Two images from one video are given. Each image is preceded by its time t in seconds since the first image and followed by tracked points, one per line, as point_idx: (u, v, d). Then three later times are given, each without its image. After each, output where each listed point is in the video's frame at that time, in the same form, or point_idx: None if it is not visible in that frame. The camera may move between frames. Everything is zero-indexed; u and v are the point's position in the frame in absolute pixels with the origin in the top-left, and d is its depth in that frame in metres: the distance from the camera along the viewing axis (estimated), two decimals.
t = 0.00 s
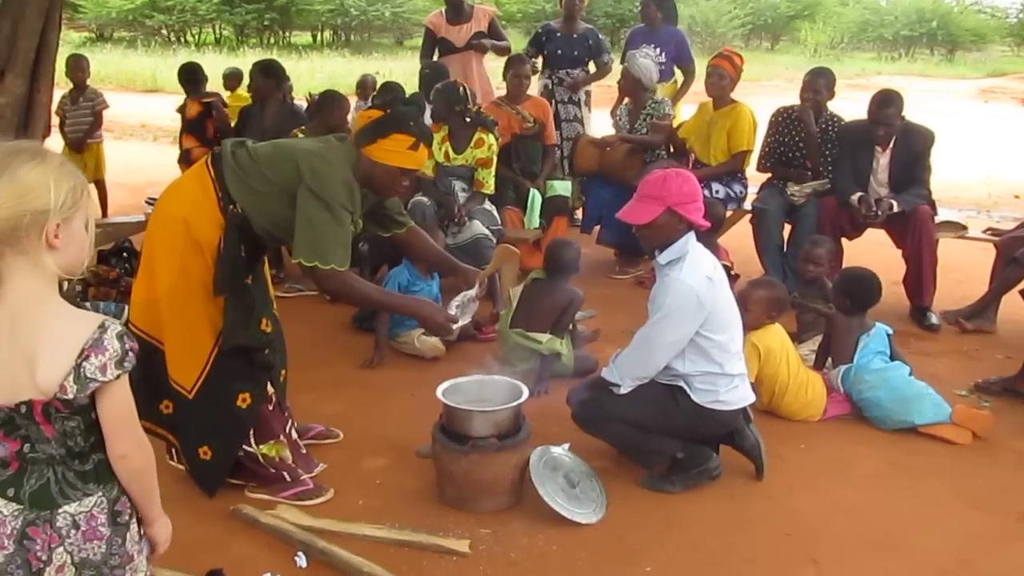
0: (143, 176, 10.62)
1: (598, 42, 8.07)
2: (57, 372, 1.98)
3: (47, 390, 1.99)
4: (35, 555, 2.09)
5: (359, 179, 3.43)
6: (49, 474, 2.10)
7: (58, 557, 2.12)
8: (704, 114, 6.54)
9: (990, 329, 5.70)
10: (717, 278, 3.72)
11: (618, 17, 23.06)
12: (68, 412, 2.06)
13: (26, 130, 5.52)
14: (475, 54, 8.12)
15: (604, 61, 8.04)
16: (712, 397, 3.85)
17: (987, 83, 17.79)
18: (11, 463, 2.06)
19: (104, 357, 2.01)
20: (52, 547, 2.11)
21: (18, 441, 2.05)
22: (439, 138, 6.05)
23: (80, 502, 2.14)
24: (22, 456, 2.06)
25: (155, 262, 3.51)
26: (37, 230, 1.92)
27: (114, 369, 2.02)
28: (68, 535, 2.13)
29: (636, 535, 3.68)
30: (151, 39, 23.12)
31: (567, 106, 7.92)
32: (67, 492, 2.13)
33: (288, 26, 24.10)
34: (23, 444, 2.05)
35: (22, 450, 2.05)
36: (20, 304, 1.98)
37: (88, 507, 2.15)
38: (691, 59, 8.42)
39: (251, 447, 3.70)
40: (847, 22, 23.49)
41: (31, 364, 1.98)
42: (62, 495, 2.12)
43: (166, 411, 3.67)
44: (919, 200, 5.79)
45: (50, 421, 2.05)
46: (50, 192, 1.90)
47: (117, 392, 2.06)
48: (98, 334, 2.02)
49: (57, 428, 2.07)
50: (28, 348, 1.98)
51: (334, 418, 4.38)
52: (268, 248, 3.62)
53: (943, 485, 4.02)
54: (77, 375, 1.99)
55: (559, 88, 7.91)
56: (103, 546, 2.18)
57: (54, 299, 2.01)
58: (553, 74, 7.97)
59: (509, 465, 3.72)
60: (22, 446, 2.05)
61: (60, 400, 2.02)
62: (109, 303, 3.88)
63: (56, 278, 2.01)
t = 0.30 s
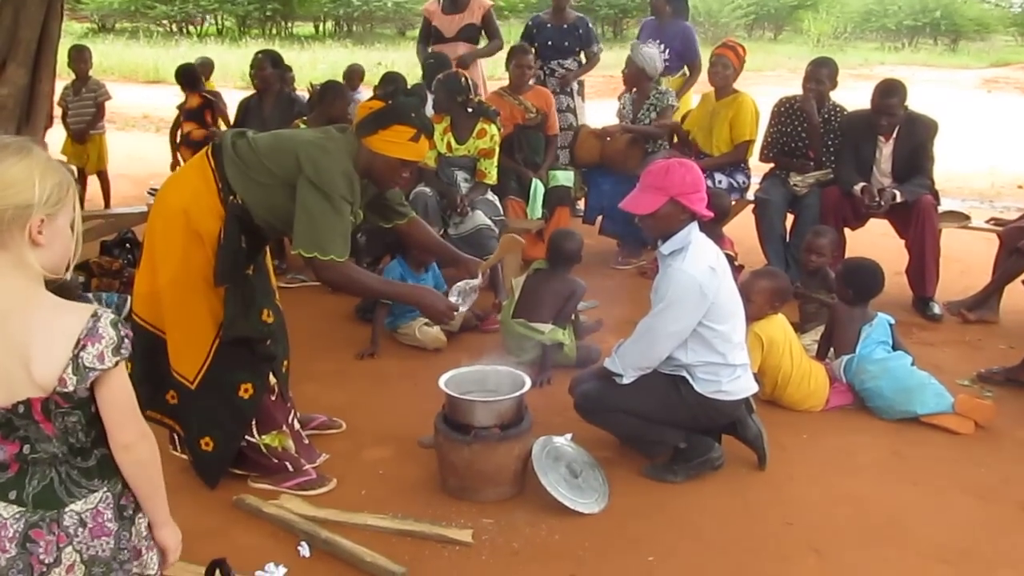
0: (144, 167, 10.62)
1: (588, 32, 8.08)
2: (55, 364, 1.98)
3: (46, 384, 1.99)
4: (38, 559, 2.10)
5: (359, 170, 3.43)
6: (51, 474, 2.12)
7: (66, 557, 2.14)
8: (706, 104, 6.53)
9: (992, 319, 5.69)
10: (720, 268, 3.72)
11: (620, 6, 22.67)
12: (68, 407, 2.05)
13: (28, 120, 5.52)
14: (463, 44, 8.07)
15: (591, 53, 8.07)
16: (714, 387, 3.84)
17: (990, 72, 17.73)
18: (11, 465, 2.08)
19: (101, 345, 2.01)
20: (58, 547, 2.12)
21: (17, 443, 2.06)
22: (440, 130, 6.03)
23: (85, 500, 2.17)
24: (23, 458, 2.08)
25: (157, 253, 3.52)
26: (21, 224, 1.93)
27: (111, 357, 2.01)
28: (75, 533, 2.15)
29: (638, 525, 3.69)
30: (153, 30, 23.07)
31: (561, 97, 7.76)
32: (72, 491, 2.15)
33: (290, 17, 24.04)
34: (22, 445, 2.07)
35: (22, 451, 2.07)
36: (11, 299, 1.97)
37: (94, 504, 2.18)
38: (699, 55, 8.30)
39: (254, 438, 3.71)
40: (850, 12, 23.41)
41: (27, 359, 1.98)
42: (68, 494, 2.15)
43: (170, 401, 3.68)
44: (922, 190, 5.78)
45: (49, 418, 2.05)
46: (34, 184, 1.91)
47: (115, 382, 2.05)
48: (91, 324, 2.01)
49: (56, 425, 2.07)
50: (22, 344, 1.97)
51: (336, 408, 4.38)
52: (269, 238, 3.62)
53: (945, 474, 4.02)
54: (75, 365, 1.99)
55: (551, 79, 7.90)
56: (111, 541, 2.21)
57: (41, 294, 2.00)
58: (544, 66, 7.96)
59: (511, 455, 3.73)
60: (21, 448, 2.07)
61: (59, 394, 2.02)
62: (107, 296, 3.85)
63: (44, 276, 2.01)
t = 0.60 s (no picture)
0: (146, 158, 10.62)
1: (583, 20, 8.06)
2: (53, 360, 2.00)
3: (45, 378, 2.00)
4: (41, 547, 2.11)
5: (359, 159, 3.44)
6: (53, 463, 2.13)
7: (69, 544, 2.16)
8: (708, 96, 6.51)
9: (995, 311, 5.69)
10: (723, 258, 3.72)
11: None
12: (68, 400, 2.06)
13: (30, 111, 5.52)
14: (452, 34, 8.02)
15: (587, 42, 8.07)
16: (716, 377, 3.85)
17: (994, 64, 17.68)
18: (14, 455, 2.09)
19: (100, 339, 2.02)
20: (61, 535, 2.14)
21: (19, 434, 2.08)
22: (442, 120, 6.01)
23: (87, 489, 2.18)
24: (26, 448, 2.09)
25: (157, 244, 3.53)
26: (15, 216, 1.93)
27: (110, 351, 2.02)
28: (77, 522, 2.17)
29: (640, 515, 3.70)
30: (155, 21, 23.02)
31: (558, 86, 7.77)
32: (75, 480, 2.16)
33: (292, 8, 23.99)
34: (24, 436, 2.08)
35: (25, 441, 2.08)
36: (8, 292, 1.98)
37: (96, 493, 2.19)
38: (703, 47, 8.30)
39: (255, 428, 3.71)
40: (853, 4, 23.35)
41: (24, 353, 1.98)
42: (71, 483, 2.16)
43: (170, 392, 3.69)
44: (926, 181, 5.78)
45: (49, 410, 2.05)
46: (30, 174, 1.92)
47: (115, 374, 2.06)
48: (90, 318, 2.02)
49: (57, 417, 2.08)
50: (20, 339, 1.98)
51: (337, 398, 4.39)
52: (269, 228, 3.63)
53: (947, 465, 4.02)
54: (74, 360, 2.00)
55: (548, 69, 7.89)
56: (114, 529, 2.23)
57: (38, 288, 2.01)
58: (542, 56, 7.95)
59: (513, 445, 3.73)
60: (23, 439, 2.08)
61: (59, 388, 2.03)
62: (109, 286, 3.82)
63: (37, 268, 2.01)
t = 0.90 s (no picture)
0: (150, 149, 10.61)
1: (584, 14, 8.06)
2: (57, 355, 1.99)
3: (49, 372, 2.00)
4: (51, 534, 2.16)
5: (362, 151, 3.43)
6: (62, 453, 2.15)
7: (77, 533, 2.19)
8: (712, 87, 6.53)
9: (998, 301, 5.69)
10: (726, 250, 3.72)
11: None
12: (73, 393, 2.09)
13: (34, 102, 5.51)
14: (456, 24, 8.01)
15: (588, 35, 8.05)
16: (720, 368, 3.85)
17: (999, 54, 17.62)
18: (23, 444, 2.12)
19: (103, 334, 2.01)
20: (69, 524, 2.17)
21: (27, 424, 2.11)
22: (446, 111, 6.04)
23: (96, 478, 2.20)
24: (34, 438, 2.12)
25: (161, 235, 3.54)
26: (21, 209, 1.93)
27: (114, 346, 2.01)
28: (86, 511, 2.20)
29: (644, 506, 3.70)
30: (157, 11, 22.95)
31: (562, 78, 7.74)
32: (84, 469, 2.18)
33: None
34: (32, 426, 2.11)
35: (33, 432, 2.11)
36: (13, 286, 1.98)
37: (104, 482, 2.21)
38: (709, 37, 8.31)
39: (260, 418, 3.73)
40: None
41: (28, 348, 1.99)
42: (79, 473, 2.18)
43: (174, 383, 3.70)
44: (929, 171, 5.78)
45: (56, 402, 2.09)
46: (36, 167, 1.92)
47: (118, 368, 2.06)
48: (93, 312, 2.01)
49: (64, 408, 2.11)
50: (25, 333, 1.98)
51: (341, 389, 4.39)
52: (273, 219, 3.63)
53: (951, 456, 4.02)
54: (77, 355, 1.99)
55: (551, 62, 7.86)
56: (122, 518, 2.26)
57: (42, 282, 2.00)
58: (546, 48, 7.92)
59: (517, 435, 3.74)
60: (31, 429, 2.11)
61: (64, 381, 2.03)
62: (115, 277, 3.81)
63: (45, 262, 2.02)
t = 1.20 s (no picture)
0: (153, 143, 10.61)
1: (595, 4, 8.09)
2: (61, 351, 1.98)
3: (53, 368, 2.00)
4: (56, 529, 2.18)
5: (365, 145, 3.43)
6: (68, 448, 2.16)
7: (82, 528, 2.21)
8: (716, 79, 6.53)
9: (1002, 294, 5.68)
10: (729, 244, 3.72)
11: None
12: (79, 388, 2.09)
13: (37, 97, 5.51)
14: (464, 16, 8.01)
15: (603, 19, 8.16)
16: (724, 362, 3.85)
17: (1002, 46, 17.58)
18: (30, 439, 2.15)
19: (107, 330, 2.00)
20: (75, 519, 2.19)
21: (33, 419, 2.14)
22: (449, 105, 6.00)
23: (101, 473, 2.20)
24: (40, 433, 2.15)
25: (165, 229, 3.54)
26: (25, 204, 1.93)
27: (117, 342, 2.00)
28: (91, 506, 2.20)
29: (648, 500, 3.70)
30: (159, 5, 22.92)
31: (569, 71, 7.84)
32: (89, 464, 2.19)
33: None
34: (38, 421, 2.13)
35: (39, 427, 2.14)
36: (18, 282, 1.97)
37: (110, 477, 2.22)
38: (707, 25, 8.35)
39: (264, 413, 3.71)
40: None
41: (33, 344, 1.98)
42: (85, 468, 2.18)
43: (179, 377, 3.70)
44: (932, 164, 5.75)
45: (61, 397, 2.09)
46: (40, 162, 1.92)
47: (122, 364, 2.05)
48: (97, 308, 2.00)
49: (70, 404, 2.12)
50: (29, 329, 1.98)
51: (345, 383, 4.38)
52: (276, 213, 3.64)
53: (955, 449, 4.02)
54: (81, 351, 1.99)
55: (560, 53, 7.86)
56: (127, 514, 2.25)
57: (47, 277, 2.00)
58: (553, 39, 7.89)
59: (521, 429, 3.75)
60: (37, 424, 2.14)
61: (69, 376, 2.03)
62: (119, 271, 3.79)
63: (49, 257, 2.01)
